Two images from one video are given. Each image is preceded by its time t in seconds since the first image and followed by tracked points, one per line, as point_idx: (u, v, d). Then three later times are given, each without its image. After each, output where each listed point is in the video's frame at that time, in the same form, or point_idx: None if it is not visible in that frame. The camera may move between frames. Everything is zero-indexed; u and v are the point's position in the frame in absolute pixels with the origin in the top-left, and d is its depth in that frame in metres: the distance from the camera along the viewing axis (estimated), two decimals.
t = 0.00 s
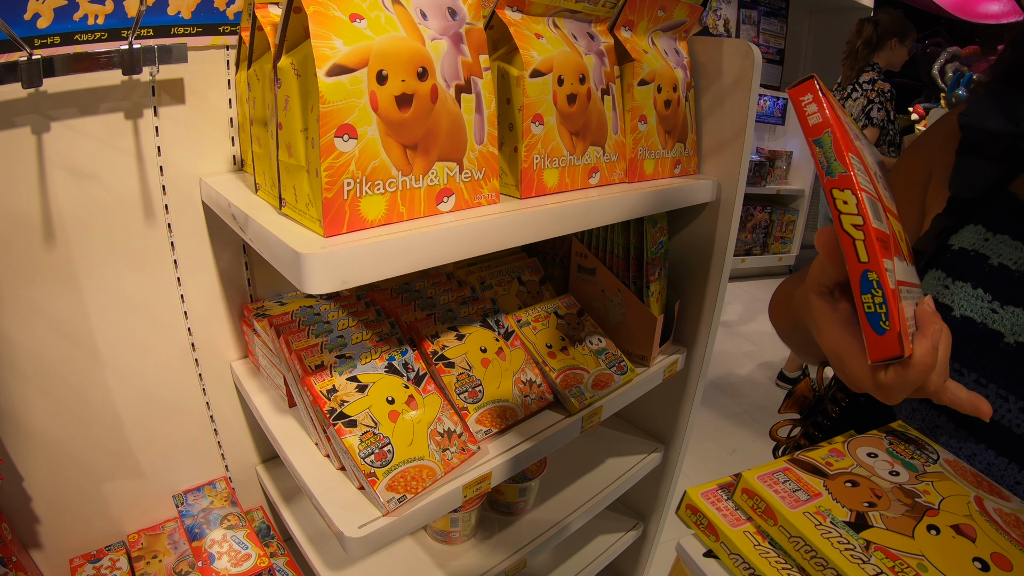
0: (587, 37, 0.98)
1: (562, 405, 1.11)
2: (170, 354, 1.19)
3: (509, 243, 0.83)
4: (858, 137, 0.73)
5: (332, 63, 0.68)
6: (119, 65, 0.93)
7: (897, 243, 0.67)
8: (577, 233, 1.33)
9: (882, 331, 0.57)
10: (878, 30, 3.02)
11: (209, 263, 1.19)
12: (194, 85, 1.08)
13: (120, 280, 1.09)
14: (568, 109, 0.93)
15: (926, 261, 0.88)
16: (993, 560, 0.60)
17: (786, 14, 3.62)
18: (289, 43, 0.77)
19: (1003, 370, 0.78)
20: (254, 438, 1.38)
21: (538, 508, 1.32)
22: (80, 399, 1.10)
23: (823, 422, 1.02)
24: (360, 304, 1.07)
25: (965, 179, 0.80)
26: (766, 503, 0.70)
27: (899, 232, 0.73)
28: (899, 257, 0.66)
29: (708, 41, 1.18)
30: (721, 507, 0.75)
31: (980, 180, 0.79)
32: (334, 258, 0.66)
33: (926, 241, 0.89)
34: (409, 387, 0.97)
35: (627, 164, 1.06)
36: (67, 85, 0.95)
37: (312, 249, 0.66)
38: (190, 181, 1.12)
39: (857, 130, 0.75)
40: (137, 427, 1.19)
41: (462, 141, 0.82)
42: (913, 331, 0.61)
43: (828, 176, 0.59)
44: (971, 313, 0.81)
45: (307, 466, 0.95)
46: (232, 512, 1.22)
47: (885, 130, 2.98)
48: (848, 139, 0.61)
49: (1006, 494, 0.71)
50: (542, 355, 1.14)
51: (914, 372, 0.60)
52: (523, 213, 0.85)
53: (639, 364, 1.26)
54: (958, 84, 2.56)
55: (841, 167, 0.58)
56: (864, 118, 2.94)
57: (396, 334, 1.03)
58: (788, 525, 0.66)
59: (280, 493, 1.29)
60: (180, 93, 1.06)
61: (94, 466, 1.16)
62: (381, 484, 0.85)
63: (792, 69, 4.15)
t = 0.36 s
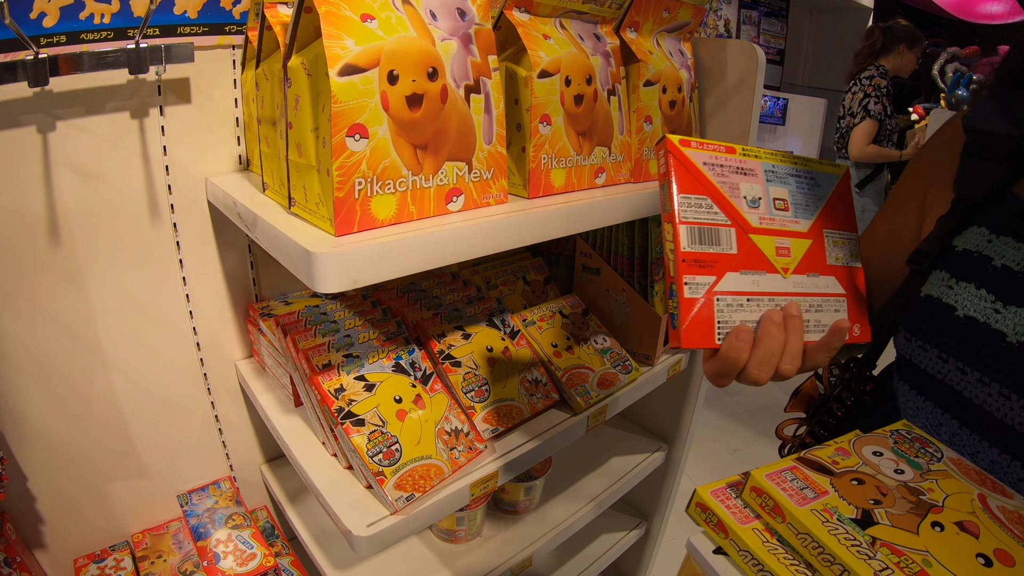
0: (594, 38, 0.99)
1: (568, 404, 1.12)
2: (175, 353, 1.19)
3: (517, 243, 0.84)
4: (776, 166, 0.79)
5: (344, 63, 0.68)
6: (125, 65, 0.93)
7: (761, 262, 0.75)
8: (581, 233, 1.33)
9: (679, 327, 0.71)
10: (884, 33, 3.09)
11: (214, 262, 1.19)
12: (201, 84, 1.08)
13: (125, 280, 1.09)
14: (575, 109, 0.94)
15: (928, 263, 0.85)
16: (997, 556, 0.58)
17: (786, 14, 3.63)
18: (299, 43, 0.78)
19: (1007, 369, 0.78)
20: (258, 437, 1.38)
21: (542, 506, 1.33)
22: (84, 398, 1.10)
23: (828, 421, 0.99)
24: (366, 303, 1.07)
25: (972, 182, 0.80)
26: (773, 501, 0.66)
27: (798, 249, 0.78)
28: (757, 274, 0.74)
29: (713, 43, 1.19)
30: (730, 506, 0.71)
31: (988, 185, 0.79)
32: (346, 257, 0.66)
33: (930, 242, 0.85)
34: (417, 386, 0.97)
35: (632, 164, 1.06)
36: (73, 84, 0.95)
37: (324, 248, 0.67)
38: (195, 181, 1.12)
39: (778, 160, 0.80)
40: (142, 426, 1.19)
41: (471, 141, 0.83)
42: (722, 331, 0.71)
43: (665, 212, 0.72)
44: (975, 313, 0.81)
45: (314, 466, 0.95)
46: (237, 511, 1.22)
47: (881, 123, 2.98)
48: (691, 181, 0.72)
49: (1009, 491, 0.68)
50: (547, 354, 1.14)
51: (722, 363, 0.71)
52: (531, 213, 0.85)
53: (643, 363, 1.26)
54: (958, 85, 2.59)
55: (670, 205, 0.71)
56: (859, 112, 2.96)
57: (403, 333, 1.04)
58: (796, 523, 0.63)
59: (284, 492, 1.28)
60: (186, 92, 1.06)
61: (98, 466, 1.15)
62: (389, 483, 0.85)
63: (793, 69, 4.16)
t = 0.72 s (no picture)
0: (589, 38, 1.00)
1: (564, 399, 1.13)
2: (175, 351, 1.20)
3: (512, 239, 0.85)
4: (851, 137, 0.69)
5: (343, 62, 0.69)
6: (126, 64, 0.93)
7: (876, 244, 0.61)
8: (579, 231, 1.33)
9: (846, 335, 0.54)
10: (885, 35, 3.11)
11: (214, 260, 1.20)
12: (202, 84, 1.09)
13: (126, 277, 1.10)
14: (571, 108, 0.95)
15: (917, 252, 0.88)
16: (957, 541, 0.62)
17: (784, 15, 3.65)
18: (298, 43, 0.79)
19: (986, 358, 0.77)
20: (257, 434, 1.39)
21: (539, 503, 1.34)
22: (85, 395, 1.11)
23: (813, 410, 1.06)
24: (364, 299, 1.09)
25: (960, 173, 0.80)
26: (736, 481, 0.70)
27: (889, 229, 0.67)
28: (880, 257, 0.60)
29: (708, 43, 1.20)
30: (695, 485, 0.75)
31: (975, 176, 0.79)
32: (344, 252, 0.67)
33: (920, 233, 0.88)
34: (415, 381, 0.98)
35: (628, 162, 1.07)
36: (75, 83, 0.96)
37: (322, 244, 0.68)
38: (196, 179, 1.13)
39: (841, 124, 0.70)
40: (142, 423, 1.20)
41: (468, 138, 0.84)
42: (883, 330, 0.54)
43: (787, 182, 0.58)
44: (956, 302, 0.81)
45: (313, 461, 0.96)
46: (237, 507, 1.23)
47: (875, 122, 2.96)
48: (816, 142, 0.58)
49: (981, 482, 0.73)
50: (544, 351, 1.16)
51: (885, 372, 0.55)
52: (527, 210, 0.86)
53: (639, 360, 1.27)
54: (956, 85, 2.60)
55: (804, 173, 0.55)
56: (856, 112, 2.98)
57: (401, 330, 1.05)
58: (756, 502, 0.67)
59: (284, 489, 1.29)
60: (186, 91, 1.07)
61: (99, 462, 1.16)
62: (387, 476, 0.86)
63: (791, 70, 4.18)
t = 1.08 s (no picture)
0: (579, 36, 1.02)
1: (556, 391, 1.15)
2: (173, 345, 1.22)
3: (501, 232, 0.87)
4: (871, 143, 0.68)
5: (334, 59, 0.71)
6: (125, 62, 0.95)
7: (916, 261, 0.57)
8: (570, 227, 1.37)
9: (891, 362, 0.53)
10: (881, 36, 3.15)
11: (212, 255, 1.22)
12: (199, 81, 1.11)
13: (125, 272, 1.12)
14: (561, 104, 0.97)
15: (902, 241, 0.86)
16: (941, 526, 0.63)
17: (781, 14, 3.67)
18: (293, 41, 0.81)
19: (973, 343, 0.77)
20: (254, 428, 1.41)
21: (534, 495, 1.35)
22: (85, 388, 1.13)
23: (801, 396, 1.01)
24: (359, 293, 1.11)
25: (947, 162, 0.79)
26: (717, 465, 0.71)
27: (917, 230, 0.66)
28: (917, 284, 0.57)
29: (699, 40, 1.21)
30: (675, 470, 0.76)
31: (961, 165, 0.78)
32: (335, 243, 0.69)
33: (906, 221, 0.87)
34: (407, 373, 1.00)
35: (618, 158, 1.09)
36: (76, 81, 0.98)
37: (314, 235, 0.70)
38: (193, 176, 1.15)
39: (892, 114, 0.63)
40: (141, 416, 1.22)
41: (458, 133, 0.86)
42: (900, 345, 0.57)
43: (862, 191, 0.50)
44: (941, 286, 0.81)
45: (307, 451, 0.98)
46: (234, 500, 1.25)
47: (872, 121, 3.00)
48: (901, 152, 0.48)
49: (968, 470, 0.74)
50: (536, 344, 1.18)
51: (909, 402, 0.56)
52: (517, 204, 0.88)
53: (631, 353, 1.29)
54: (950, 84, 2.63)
55: (885, 185, 0.48)
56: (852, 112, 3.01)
57: (394, 322, 1.07)
58: (736, 485, 0.68)
59: (280, 482, 1.31)
60: (184, 89, 1.09)
61: (98, 455, 1.18)
62: (379, 465, 0.88)
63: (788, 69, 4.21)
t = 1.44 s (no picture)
0: (569, 36, 1.04)
1: (548, 385, 1.17)
2: (172, 340, 1.24)
3: (492, 228, 0.89)
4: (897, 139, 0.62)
5: (328, 60, 0.73)
6: (126, 62, 0.98)
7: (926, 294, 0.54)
8: (563, 224, 1.40)
9: (888, 393, 0.49)
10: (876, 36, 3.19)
11: (211, 252, 1.24)
12: (198, 81, 1.13)
13: (125, 268, 1.14)
14: (551, 103, 0.99)
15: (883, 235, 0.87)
16: (914, 508, 0.65)
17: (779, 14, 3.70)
18: (289, 42, 0.82)
19: (952, 334, 0.79)
20: (252, 423, 1.43)
21: (526, 489, 1.37)
22: (86, 382, 1.15)
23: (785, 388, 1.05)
24: (354, 288, 1.13)
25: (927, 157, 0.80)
26: (690, 448, 0.74)
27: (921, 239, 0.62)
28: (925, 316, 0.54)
29: (688, 40, 1.24)
30: (653, 454, 0.79)
31: (942, 159, 0.79)
32: (329, 237, 0.71)
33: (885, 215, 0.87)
34: (401, 366, 1.02)
35: (608, 155, 1.12)
36: (77, 81, 1.00)
37: (308, 229, 0.72)
38: (192, 174, 1.17)
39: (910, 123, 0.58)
40: (141, 410, 1.24)
41: (450, 132, 0.88)
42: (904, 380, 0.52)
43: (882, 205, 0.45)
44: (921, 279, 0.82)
45: (302, 442, 1.00)
46: (231, 493, 1.27)
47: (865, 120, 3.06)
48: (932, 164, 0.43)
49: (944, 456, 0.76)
50: (528, 339, 1.20)
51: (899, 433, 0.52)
52: (507, 200, 0.90)
53: (623, 349, 1.31)
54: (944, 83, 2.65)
55: (908, 199, 0.43)
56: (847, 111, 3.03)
57: (388, 317, 1.09)
58: (710, 467, 0.70)
59: (278, 475, 1.33)
60: (183, 89, 1.12)
61: (99, 448, 1.20)
62: (373, 456, 0.90)
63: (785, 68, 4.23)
